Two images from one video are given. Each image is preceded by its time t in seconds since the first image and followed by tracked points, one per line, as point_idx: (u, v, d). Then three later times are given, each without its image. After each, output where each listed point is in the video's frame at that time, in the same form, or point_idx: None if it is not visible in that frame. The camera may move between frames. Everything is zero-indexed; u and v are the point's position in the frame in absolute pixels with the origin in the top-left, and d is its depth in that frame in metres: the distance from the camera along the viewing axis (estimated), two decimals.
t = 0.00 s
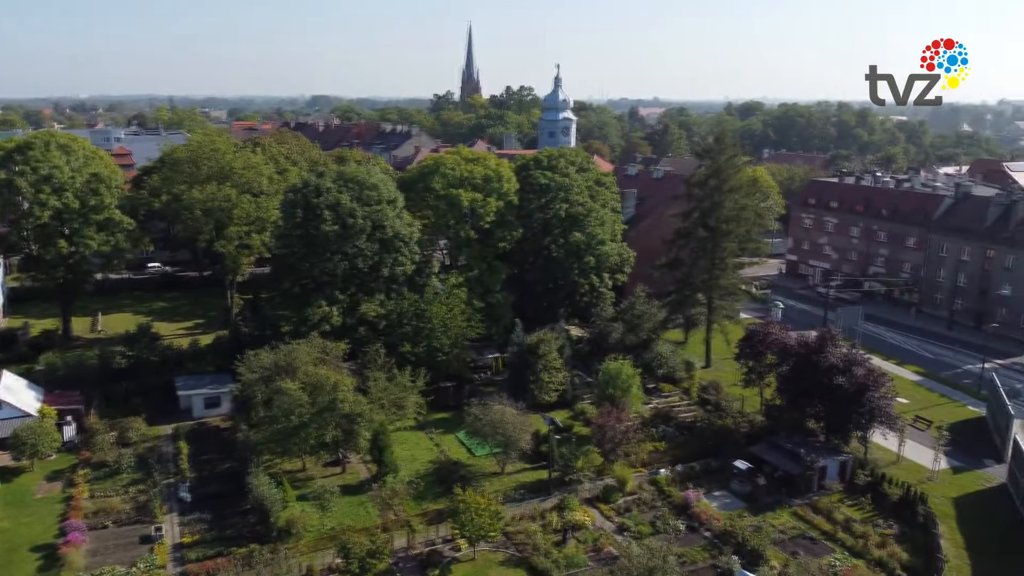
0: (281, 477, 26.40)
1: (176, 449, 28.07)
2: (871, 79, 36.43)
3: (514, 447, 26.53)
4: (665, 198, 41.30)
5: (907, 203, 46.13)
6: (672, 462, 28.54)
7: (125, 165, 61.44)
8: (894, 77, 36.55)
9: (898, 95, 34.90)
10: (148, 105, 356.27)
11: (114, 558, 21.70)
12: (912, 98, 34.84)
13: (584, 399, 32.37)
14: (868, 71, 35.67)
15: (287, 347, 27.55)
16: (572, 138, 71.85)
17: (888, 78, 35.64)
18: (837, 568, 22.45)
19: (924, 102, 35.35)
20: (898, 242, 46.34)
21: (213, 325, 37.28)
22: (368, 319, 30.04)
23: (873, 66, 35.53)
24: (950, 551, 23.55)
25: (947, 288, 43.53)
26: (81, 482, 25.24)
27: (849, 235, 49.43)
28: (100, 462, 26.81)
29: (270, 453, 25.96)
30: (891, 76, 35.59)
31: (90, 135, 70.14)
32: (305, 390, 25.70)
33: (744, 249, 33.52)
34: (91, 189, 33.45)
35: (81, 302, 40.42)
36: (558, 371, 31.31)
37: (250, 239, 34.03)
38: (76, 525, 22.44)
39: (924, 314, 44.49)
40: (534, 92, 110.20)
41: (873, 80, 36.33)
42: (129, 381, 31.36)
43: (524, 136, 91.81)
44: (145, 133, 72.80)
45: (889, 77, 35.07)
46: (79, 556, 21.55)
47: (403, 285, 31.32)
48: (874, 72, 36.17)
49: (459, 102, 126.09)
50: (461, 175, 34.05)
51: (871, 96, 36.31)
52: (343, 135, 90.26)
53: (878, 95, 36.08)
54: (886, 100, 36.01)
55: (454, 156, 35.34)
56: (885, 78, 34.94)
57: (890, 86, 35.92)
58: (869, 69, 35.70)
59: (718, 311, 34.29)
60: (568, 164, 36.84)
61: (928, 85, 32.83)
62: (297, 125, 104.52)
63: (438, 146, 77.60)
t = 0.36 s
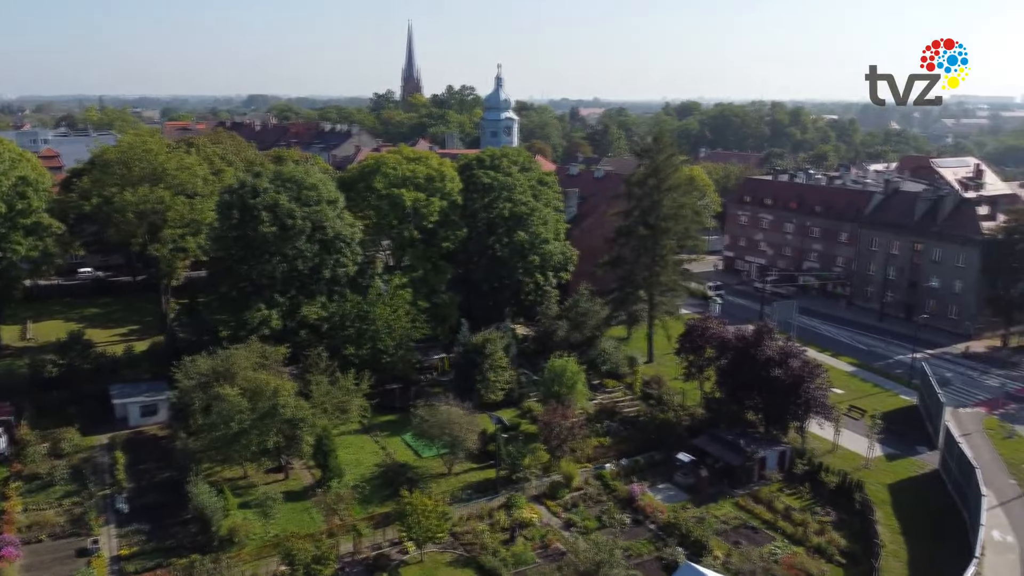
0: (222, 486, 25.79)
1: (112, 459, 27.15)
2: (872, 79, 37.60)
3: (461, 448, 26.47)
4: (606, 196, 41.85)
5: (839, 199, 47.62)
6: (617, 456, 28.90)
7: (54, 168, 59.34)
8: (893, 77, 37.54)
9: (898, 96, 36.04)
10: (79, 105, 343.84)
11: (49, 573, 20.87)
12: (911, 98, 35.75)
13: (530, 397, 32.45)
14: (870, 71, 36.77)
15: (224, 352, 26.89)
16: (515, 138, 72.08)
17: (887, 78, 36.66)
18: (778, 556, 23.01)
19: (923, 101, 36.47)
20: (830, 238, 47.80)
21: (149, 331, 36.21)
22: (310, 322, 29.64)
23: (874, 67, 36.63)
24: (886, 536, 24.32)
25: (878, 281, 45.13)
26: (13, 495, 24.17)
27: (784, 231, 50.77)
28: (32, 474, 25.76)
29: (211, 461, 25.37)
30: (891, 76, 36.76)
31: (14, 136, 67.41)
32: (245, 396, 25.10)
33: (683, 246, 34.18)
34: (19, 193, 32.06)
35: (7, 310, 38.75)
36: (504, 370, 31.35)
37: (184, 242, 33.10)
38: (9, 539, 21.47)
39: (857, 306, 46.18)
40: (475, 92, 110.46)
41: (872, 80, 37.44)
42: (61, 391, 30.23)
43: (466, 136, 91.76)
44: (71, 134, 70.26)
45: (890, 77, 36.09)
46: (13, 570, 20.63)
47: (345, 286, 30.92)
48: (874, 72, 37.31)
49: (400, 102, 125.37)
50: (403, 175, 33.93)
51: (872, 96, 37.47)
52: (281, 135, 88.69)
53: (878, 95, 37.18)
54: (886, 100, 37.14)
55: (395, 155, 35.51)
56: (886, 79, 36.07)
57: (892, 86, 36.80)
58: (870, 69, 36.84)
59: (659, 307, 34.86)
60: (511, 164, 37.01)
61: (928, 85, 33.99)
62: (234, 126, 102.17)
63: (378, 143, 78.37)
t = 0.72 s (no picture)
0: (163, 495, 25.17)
1: (46, 471, 26.23)
2: (874, 79, 38.65)
3: (409, 449, 26.30)
4: (550, 195, 42.17)
5: (775, 196, 48.88)
6: (564, 452, 29.12)
7: None
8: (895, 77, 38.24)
9: (895, 96, 36.67)
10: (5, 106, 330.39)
11: None
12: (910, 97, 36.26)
13: (477, 396, 32.48)
14: (870, 71, 37.76)
15: (163, 357, 26.15)
16: (457, 137, 72.05)
17: (887, 78, 37.41)
18: (722, 546, 23.47)
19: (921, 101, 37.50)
20: (767, 234, 49.00)
21: (83, 338, 35.13)
22: (250, 326, 29.11)
23: (875, 67, 37.48)
24: (825, 523, 25.00)
25: (814, 275, 46.50)
26: None
27: (722, 228, 51.80)
28: None
29: (151, 470, 24.74)
30: (892, 76, 37.81)
31: None
32: (184, 403, 24.40)
33: (625, 244, 34.63)
34: None
35: None
36: (452, 369, 31.32)
37: (118, 245, 32.11)
38: None
39: (795, 301, 47.56)
40: (417, 91, 110.28)
41: (873, 80, 38.20)
42: None
43: (409, 135, 91.33)
44: None
45: (890, 77, 36.79)
46: None
47: (286, 288, 30.55)
48: (874, 72, 38.21)
49: (340, 101, 124.09)
50: (345, 174, 33.54)
51: (872, 95, 38.35)
52: (218, 134, 86.91)
53: (879, 95, 37.94)
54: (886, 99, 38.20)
55: (336, 154, 34.92)
56: (887, 79, 37.10)
57: (891, 86, 37.53)
58: (871, 69, 37.78)
59: (603, 304, 35.24)
60: (455, 164, 36.94)
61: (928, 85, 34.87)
62: (168, 126, 99.56)
63: (318, 142, 77.56)
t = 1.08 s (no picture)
0: (101, 505, 24.46)
1: None
2: (873, 79, 39.46)
3: (355, 452, 26.06)
4: (494, 195, 42.34)
5: (713, 194, 49.96)
6: (512, 450, 29.25)
7: None
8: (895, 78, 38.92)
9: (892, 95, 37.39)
10: None
11: None
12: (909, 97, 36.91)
13: (424, 397, 32.38)
14: (870, 71, 38.52)
15: (98, 364, 25.33)
16: (399, 136, 71.84)
17: (887, 78, 38.12)
18: (668, 537, 23.86)
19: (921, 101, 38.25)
20: (705, 231, 50.04)
21: (12, 346, 33.91)
22: (188, 330, 28.48)
23: (876, 67, 38.18)
24: (766, 511, 25.63)
25: (751, 271, 47.69)
26: None
27: (662, 226, 52.68)
28: None
29: (88, 480, 24.03)
30: (892, 76, 38.69)
31: None
32: (121, 411, 23.68)
33: (569, 242, 35.00)
34: None
35: None
36: (399, 370, 31.16)
37: (49, 250, 31.07)
38: None
39: (734, 295, 48.73)
40: (358, 89, 109.53)
41: (874, 80, 38.94)
42: None
43: (350, 135, 90.48)
44: None
45: (890, 77, 37.49)
46: None
47: (224, 291, 30.33)
48: (874, 73, 38.94)
49: (279, 100, 122.18)
50: (284, 174, 33.07)
51: (872, 95, 39.02)
52: (153, 134, 84.73)
53: (879, 95, 38.65)
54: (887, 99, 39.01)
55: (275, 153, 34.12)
56: (887, 79, 37.94)
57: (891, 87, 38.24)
58: (871, 70, 38.50)
59: (549, 302, 35.55)
60: (398, 163, 36.78)
61: (928, 85, 35.53)
62: (100, 126, 96.54)
63: (256, 142, 76.23)
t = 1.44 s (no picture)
0: (35, 519, 23.58)
1: None
2: (873, 78, 40.17)
3: (300, 457, 25.71)
4: (439, 195, 42.33)
5: (654, 192, 50.85)
6: (461, 450, 29.27)
7: None
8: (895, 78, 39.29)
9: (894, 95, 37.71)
10: None
11: None
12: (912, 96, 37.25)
13: (371, 399, 32.09)
14: (871, 71, 38.98)
15: (29, 373, 24.25)
16: (341, 135, 71.10)
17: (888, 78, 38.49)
18: (616, 531, 24.21)
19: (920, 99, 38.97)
20: (647, 229, 50.90)
21: None
22: (123, 336, 27.73)
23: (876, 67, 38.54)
24: (711, 502, 26.18)
25: (691, 267, 48.72)
26: None
27: (606, 225, 53.41)
28: None
29: (21, 494, 23.08)
30: (892, 76, 39.58)
31: None
32: (55, 421, 22.71)
33: (515, 241, 35.22)
34: None
35: None
36: (344, 373, 30.81)
37: None
38: None
39: (676, 292, 49.71)
40: (296, 88, 108.06)
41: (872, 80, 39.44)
42: None
43: (290, 134, 89.01)
44: None
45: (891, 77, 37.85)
46: None
47: (161, 295, 29.86)
48: (874, 72, 39.30)
49: (215, 100, 119.49)
50: (222, 174, 32.81)
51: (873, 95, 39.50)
52: (84, 135, 81.92)
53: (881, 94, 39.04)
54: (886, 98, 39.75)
55: (212, 154, 34.09)
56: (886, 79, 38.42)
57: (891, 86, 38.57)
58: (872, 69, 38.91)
59: (496, 301, 35.72)
60: (339, 162, 36.40)
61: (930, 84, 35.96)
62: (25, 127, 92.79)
63: (192, 142, 74.32)
